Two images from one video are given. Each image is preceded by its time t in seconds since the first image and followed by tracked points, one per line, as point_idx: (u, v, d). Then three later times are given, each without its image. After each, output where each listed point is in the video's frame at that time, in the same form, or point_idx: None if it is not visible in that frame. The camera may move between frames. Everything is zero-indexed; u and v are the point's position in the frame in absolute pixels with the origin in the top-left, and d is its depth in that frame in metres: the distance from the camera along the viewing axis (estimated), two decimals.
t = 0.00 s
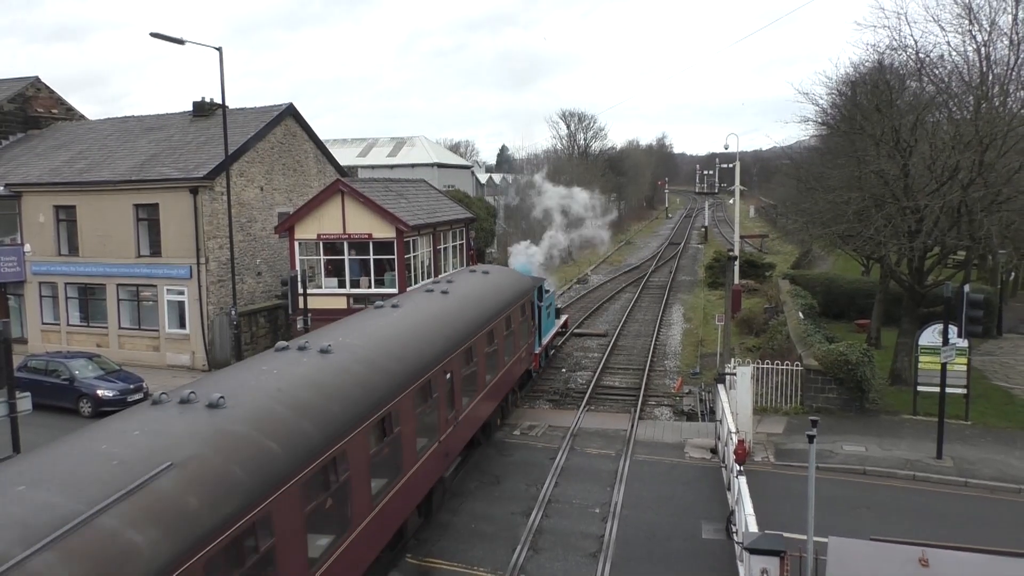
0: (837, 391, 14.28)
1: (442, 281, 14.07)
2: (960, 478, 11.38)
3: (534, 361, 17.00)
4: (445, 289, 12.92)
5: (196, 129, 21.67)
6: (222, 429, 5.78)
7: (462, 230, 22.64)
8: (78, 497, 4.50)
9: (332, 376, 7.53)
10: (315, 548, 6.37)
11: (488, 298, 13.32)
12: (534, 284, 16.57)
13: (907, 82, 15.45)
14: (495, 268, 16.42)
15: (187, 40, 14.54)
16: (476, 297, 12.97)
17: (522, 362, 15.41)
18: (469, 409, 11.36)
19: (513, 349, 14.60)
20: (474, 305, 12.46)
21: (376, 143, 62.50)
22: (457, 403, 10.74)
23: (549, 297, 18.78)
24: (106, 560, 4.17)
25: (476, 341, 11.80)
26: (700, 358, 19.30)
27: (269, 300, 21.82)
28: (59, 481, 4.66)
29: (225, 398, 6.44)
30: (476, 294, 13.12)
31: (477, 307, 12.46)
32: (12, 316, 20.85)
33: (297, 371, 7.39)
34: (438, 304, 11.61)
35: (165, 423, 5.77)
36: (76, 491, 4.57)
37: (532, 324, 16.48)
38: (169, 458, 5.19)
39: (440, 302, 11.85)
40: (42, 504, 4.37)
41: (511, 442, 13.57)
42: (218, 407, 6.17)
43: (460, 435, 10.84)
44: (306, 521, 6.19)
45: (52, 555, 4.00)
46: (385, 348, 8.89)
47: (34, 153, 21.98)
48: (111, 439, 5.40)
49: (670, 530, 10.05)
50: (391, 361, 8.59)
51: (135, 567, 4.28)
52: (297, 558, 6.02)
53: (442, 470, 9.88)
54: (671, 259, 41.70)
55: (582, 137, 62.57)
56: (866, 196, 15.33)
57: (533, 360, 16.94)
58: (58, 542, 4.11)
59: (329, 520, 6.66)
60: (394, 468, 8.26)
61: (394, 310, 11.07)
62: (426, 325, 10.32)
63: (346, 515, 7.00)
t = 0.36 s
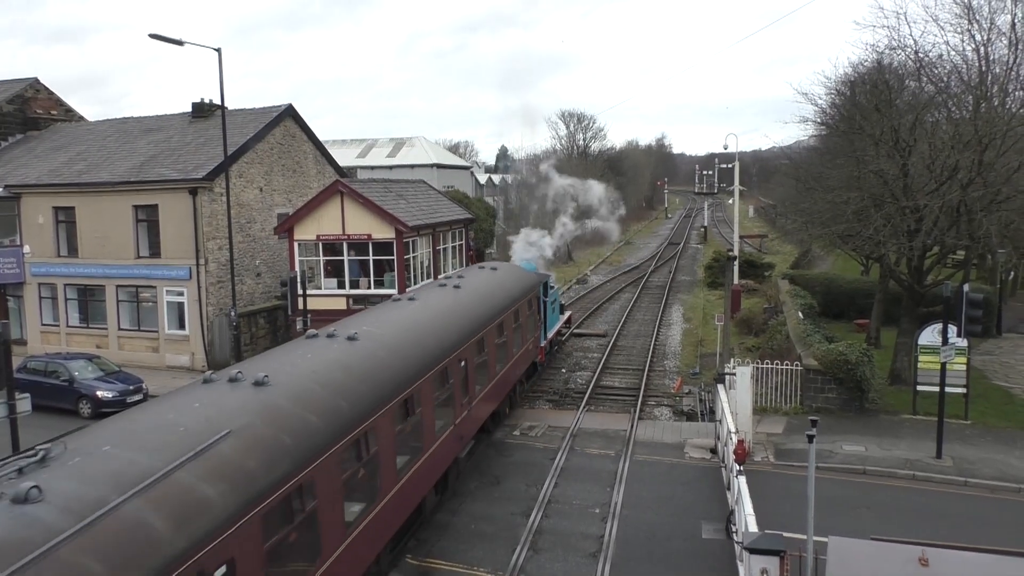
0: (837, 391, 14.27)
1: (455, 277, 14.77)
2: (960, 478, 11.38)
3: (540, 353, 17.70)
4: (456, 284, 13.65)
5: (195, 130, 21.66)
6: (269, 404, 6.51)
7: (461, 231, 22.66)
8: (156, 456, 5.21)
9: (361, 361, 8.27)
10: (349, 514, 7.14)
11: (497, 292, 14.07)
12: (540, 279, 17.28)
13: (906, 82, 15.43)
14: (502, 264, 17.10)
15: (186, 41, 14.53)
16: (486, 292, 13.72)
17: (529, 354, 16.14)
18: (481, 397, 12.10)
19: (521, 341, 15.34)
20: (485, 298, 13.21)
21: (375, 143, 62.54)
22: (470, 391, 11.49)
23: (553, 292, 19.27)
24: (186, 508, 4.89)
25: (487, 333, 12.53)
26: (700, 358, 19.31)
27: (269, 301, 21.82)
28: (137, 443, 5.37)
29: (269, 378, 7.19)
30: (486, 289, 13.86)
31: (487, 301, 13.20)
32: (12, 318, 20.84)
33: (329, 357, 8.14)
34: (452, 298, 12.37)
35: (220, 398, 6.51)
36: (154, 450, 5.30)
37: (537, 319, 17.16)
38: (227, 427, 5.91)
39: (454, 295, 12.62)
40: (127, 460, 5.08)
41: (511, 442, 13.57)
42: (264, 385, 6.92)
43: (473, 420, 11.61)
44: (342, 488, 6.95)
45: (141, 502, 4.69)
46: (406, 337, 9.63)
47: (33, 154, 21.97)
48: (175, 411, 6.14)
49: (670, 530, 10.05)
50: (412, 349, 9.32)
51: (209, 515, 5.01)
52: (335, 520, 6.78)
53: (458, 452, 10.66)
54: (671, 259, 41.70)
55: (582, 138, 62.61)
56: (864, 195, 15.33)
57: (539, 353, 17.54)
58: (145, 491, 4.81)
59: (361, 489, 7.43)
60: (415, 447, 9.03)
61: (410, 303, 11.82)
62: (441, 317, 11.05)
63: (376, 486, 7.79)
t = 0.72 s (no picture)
0: (836, 392, 14.27)
1: (464, 273, 15.42)
2: (960, 479, 11.38)
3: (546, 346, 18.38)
4: (467, 280, 14.38)
5: (195, 130, 21.67)
6: (308, 383, 7.21)
7: (461, 232, 22.66)
8: (217, 425, 5.89)
9: (385, 347, 8.98)
10: (376, 486, 7.89)
11: (505, 288, 14.83)
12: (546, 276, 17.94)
13: (906, 82, 15.40)
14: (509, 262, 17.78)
15: (186, 41, 14.53)
16: (496, 288, 14.46)
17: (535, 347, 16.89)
18: (491, 385, 12.82)
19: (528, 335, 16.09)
20: (494, 294, 13.96)
21: (375, 144, 62.56)
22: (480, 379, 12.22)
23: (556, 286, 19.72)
24: (244, 470, 5.58)
25: (496, 325, 13.24)
26: (700, 359, 19.31)
27: (268, 301, 21.82)
28: (198, 413, 6.05)
29: (305, 360, 7.93)
30: (495, 285, 14.60)
31: (495, 296, 13.93)
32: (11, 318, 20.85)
33: (356, 343, 8.84)
34: (464, 293, 13.12)
35: (264, 377, 7.21)
36: (214, 420, 5.98)
37: (542, 314, 17.81)
38: (274, 402, 6.61)
39: (466, 291, 13.38)
40: (191, 427, 5.76)
41: (510, 443, 13.56)
42: (301, 367, 7.62)
43: (483, 407, 12.35)
44: (371, 462, 7.69)
45: (208, 463, 5.38)
46: (424, 327, 10.34)
47: (33, 155, 21.97)
48: (225, 387, 6.82)
49: (669, 531, 10.04)
50: (430, 338, 10.05)
51: (263, 476, 5.71)
52: (364, 490, 7.52)
53: (470, 435, 11.40)
54: (670, 260, 41.72)
55: (582, 138, 62.64)
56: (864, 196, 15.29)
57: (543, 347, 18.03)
58: (211, 454, 5.50)
59: (386, 464, 8.18)
60: (432, 429, 9.77)
61: (425, 297, 12.56)
62: (455, 310, 11.73)
63: (398, 462, 8.53)
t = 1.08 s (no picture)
0: (836, 393, 14.28)
1: (474, 269, 16.10)
2: (959, 481, 11.38)
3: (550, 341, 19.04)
4: (476, 277, 15.07)
5: (195, 131, 21.68)
6: (339, 367, 7.92)
7: (461, 233, 22.67)
8: (264, 400, 6.58)
9: (405, 336, 9.70)
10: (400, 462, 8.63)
11: (512, 284, 15.52)
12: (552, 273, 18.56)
13: (905, 84, 15.38)
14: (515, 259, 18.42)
15: (186, 42, 14.54)
16: (504, 284, 15.14)
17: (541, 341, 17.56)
18: (500, 375, 13.54)
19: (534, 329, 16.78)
20: (502, 290, 14.66)
21: (375, 144, 62.61)
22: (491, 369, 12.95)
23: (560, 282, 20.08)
24: (291, 439, 6.27)
25: (505, 319, 13.95)
26: (699, 360, 19.31)
27: (268, 302, 21.83)
28: (247, 390, 6.78)
29: (335, 346, 8.66)
30: (503, 282, 15.29)
31: (503, 291, 14.62)
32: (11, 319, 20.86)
33: (380, 332, 9.58)
34: (475, 288, 13.83)
35: (300, 360, 7.94)
36: (261, 396, 6.68)
37: (547, 310, 18.42)
38: (313, 381, 7.34)
39: (477, 286, 14.09)
40: (243, 401, 6.49)
41: (510, 444, 13.56)
42: (332, 352, 8.35)
43: (493, 396, 13.07)
44: (397, 439, 8.44)
45: (261, 432, 6.07)
46: (440, 318, 11.06)
47: (33, 155, 21.98)
48: (266, 369, 7.55)
49: (669, 533, 10.04)
50: (446, 328, 10.77)
51: (308, 445, 6.42)
52: (391, 465, 8.27)
53: (482, 421, 12.15)
54: (670, 261, 41.73)
55: (582, 139, 62.68)
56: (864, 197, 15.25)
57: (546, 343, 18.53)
58: (263, 423, 6.23)
59: (409, 442, 8.90)
60: (449, 413, 10.51)
61: (438, 292, 13.26)
62: (466, 304, 12.42)
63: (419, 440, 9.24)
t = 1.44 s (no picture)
0: (835, 393, 14.28)
1: (483, 266, 16.68)
2: (958, 481, 11.38)
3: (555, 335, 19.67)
4: (486, 274, 15.73)
5: (194, 132, 21.68)
6: (369, 352, 8.60)
7: (460, 234, 22.68)
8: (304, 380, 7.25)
9: (423, 326, 10.35)
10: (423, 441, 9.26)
11: (522, 281, 16.18)
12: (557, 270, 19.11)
13: (904, 84, 15.41)
14: (521, 258, 19.00)
15: (186, 43, 14.54)
16: (513, 281, 15.77)
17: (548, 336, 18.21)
18: (511, 365, 14.16)
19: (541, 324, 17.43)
20: (512, 286, 15.31)
21: (374, 145, 62.65)
22: (502, 359, 13.61)
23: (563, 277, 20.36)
24: (331, 413, 6.93)
25: (515, 312, 14.59)
26: (699, 361, 19.30)
27: (267, 303, 21.82)
28: (285, 372, 7.44)
29: (363, 335, 9.35)
30: (512, 278, 15.94)
31: (513, 287, 15.27)
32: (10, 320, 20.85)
33: (401, 322, 10.27)
34: (486, 284, 14.53)
35: (329, 347, 8.60)
36: (302, 377, 7.36)
37: (552, 306, 18.97)
38: (343, 364, 7.99)
39: (488, 282, 14.77)
40: (284, 382, 7.14)
41: (509, 445, 13.55)
42: (358, 340, 9.01)
43: (505, 385, 13.70)
44: (420, 419, 9.05)
45: (305, 408, 6.71)
46: (455, 310, 11.70)
47: (32, 156, 21.98)
48: (300, 355, 8.21)
49: (669, 533, 10.03)
50: (462, 319, 11.44)
51: (346, 418, 7.07)
52: (415, 442, 8.89)
53: (495, 408, 12.78)
54: (669, 262, 41.73)
55: (581, 140, 62.68)
56: (863, 197, 15.25)
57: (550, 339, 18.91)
58: (303, 399, 6.87)
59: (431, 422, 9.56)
60: (464, 398, 11.13)
61: (451, 287, 13.93)
62: (479, 299, 13.08)
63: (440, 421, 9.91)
